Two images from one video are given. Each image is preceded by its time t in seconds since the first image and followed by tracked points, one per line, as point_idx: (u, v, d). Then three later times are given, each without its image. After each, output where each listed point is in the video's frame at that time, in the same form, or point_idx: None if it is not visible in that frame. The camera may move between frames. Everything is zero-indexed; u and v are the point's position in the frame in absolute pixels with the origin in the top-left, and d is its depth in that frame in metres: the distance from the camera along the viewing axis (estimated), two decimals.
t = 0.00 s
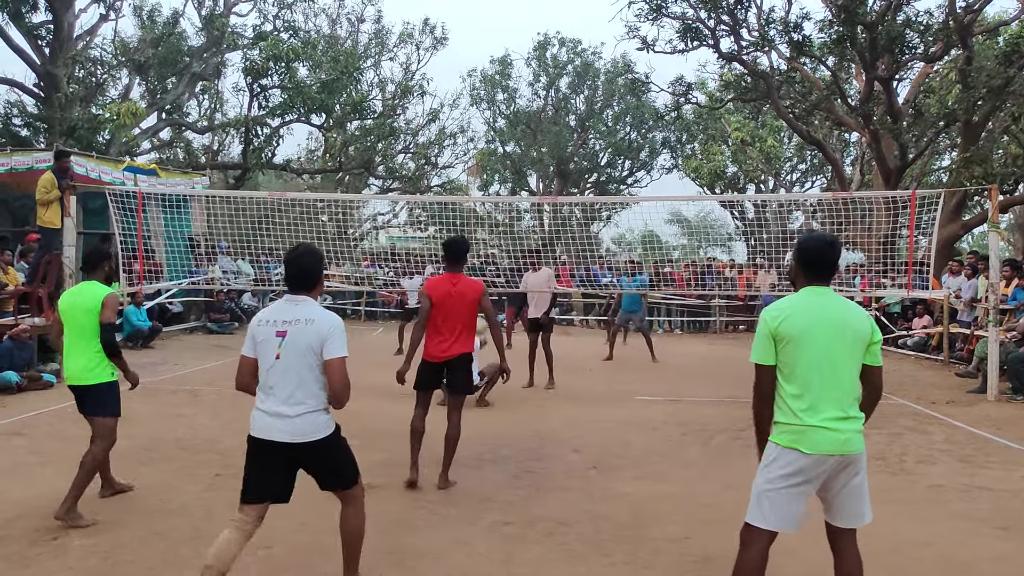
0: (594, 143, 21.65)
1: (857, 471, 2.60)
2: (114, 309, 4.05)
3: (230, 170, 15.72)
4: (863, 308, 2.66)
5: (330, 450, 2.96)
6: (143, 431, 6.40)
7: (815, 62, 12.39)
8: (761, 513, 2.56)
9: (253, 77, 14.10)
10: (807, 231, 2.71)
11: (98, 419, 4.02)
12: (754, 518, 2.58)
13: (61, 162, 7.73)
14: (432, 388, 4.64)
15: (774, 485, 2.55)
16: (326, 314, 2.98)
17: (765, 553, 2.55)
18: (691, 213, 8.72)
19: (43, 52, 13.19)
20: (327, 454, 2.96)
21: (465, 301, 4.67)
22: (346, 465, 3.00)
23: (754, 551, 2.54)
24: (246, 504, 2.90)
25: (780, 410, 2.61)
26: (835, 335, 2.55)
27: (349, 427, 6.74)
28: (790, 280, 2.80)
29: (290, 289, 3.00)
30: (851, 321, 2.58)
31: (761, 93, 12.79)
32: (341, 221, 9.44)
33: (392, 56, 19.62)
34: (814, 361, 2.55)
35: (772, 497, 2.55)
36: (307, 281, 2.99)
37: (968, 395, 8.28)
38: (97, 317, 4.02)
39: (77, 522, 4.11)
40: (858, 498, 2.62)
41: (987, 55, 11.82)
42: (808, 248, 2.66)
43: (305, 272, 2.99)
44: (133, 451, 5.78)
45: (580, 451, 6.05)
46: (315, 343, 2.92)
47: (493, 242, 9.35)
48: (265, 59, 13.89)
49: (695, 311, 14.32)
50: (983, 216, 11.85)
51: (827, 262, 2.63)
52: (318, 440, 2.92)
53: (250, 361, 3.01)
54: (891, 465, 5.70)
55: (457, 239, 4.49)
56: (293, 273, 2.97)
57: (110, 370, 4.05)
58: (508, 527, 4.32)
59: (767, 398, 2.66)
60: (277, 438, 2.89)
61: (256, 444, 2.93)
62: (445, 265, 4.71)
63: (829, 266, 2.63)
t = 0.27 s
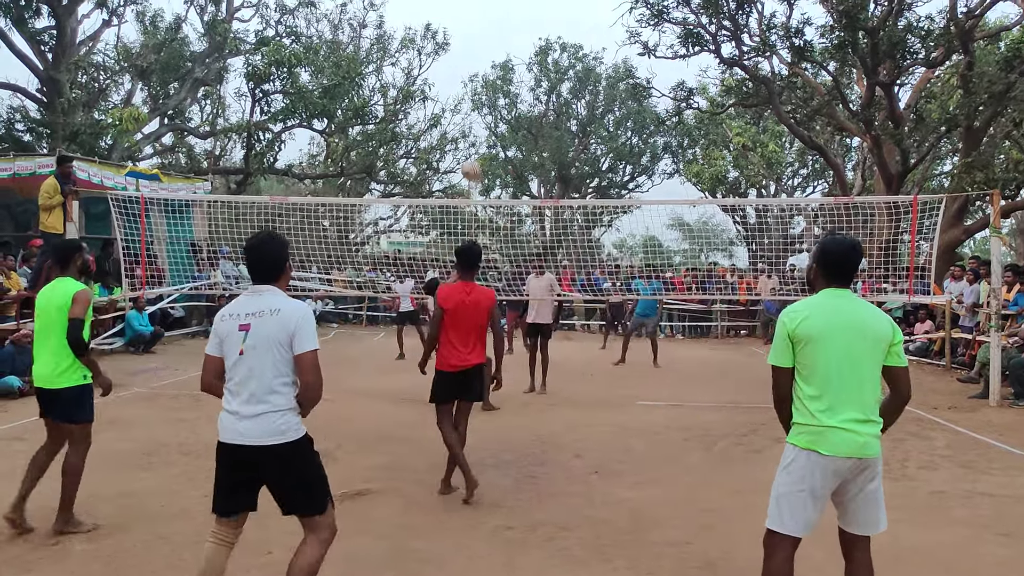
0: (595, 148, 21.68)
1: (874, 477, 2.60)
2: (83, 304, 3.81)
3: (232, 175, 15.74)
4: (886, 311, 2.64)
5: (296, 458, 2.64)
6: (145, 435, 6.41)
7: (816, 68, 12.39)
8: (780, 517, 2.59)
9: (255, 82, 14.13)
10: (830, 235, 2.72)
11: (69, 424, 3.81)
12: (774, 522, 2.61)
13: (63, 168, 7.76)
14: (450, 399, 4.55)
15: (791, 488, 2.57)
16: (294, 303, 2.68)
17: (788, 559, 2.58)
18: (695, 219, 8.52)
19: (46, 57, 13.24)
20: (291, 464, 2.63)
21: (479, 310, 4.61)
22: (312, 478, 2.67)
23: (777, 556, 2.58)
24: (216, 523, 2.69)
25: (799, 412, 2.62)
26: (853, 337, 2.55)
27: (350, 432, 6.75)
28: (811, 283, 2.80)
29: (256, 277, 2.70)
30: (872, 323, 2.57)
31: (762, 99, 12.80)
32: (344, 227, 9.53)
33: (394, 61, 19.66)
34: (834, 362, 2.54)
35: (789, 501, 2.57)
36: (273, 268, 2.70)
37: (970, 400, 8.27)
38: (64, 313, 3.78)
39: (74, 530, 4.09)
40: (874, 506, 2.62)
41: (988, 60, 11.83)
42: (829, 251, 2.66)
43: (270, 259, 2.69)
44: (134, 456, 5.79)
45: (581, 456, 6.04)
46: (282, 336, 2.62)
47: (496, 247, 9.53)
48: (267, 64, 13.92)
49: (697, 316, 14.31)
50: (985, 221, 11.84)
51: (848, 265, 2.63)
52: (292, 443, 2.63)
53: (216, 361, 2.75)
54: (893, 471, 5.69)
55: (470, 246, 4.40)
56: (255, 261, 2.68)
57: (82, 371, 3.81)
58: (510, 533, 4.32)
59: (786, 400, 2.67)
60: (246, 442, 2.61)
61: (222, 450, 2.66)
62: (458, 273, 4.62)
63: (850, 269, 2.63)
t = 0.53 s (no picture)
0: (597, 152, 21.69)
1: (875, 485, 2.60)
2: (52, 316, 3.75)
3: (234, 179, 15.76)
4: (889, 317, 2.64)
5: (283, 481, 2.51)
6: (148, 439, 6.41)
7: (819, 72, 12.40)
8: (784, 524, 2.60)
9: (259, 86, 14.16)
10: (841, 238, 2.69)
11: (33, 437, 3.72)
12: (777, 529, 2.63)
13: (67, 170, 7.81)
14: (482, 410, 4.47)
15: (794, 496, 2.57)
16: (282, 314, 2.54)
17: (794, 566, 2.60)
18: (695, 222, 8.64)
19: (50, 61, 13.28)
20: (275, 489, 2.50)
21: (501, 319, 4.60)
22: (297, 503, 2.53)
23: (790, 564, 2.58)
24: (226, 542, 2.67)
25: (801, 418, 2.63)
26: (859, 344, 2.55)
27: (353, 436, 6.75)
28: (817, 283, 2.78)
29: (248, 288, 2.60)
30: (877, 331, 2.57)
31: (765, 103, 12.81)
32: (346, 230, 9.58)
33: (397, 65, 19.69)
34: (838, 369, 2.54)
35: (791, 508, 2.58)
36: (264, 277, 2.59)
37: (973, 405, 8.26)
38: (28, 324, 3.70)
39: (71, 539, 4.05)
40: (875, 514, 2.62)
41: (991, 65, 11.83)
42: (839, 255, 2.63)
43: (262, 266, 2.59)
44: (136, 459, 5.79)
45: (583, 460, 6.04)
46: (269, 350, 2.49)
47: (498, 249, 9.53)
48: (270, 68, 13.94)
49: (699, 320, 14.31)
50: (988, 226, 11.83)
51: (857, 272, 2.61)
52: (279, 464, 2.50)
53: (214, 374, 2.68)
54: (895, 475, 5.69)
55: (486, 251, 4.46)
56: (247, 270, 2.57)
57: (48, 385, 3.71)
58: (511, 537, 4.32)
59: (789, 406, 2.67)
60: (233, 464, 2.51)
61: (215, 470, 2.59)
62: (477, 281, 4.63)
63: (858, 276, 2.62)
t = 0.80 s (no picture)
0: (601, 154, 21.69)
1: (871, 492, 2.59)
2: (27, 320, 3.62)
3: (238, 181, 15.79)
4: (883, 324, 2.65)
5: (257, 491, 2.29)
6: (152, 440, 6.43)
7: (823, 75, 12.38)
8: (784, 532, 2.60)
9: (263, 88, 14.19)
10: (835, 243, 2.69)
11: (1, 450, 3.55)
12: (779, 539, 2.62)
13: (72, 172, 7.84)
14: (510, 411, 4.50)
15: (791, 504, 2.57)
16: (233, 312, 2.28)
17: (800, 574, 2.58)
18: (699, 225, 8.60)
19: (55, 64, 13.33)
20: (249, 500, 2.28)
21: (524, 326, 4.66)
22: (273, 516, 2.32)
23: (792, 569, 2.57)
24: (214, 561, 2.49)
25: (795, 425, 2.62)
26: (854, 351, 2.55)
27: (356, 438, 6.76)
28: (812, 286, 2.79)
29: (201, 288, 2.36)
30: (871, 338, 2.58)
31: (768, 106, 12.79)
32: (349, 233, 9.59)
33: (401, 68, 19.72)
34: (833, 377, 2.55)
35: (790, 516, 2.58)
36: (223, 269, 2.31)
37: (977, 408, 8.24)
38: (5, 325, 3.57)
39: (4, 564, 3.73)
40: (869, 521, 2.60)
41: (995, 68, 11.81)
42: (835, 259, 2.64)
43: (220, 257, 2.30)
44: (141, 461, 5.81)
45: (588, 463, 6.04)
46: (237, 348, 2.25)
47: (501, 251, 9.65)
48: (274, 71, 13.98)
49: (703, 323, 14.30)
50: (992, 229, 11.81)
51: (852, 278, 2.62)
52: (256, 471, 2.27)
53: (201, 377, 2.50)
54: (899, 479, 5.68)
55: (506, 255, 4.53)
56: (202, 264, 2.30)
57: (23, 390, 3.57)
58: (515, 539, 4.32)
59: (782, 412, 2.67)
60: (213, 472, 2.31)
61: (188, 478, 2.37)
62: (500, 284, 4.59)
63: (852, 282, 2.62)
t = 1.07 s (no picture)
0: (605, 155, 21.69)
1: (870, 495, 2.58)
2: (9, 322, 3.52)
3: (242, 182, 15.81)
4: (878, 325, 2.66)
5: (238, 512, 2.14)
6: (156, 440, 6.44)
7: (826, 75, 12.37)
8: (786, 537, 2.58)
9: (267, 89, 14.21)
10: (826, 240, 2.69)
11: None
12: (783, 544, 2.61)
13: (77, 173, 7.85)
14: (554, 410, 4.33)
15: (792, 508, 2.56)
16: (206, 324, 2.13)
17: None
18: (703, 225, 8.63)
19: (60, 64, 13.38)
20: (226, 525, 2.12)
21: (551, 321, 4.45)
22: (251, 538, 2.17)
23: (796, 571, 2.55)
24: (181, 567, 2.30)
25: (792, 429, 2.62)
26: (849, 352, 2.56)
27: (360, 437, 6.76)
28: (805, 283, 2.79)
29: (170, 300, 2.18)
30: (866, 340, 2.59)
31: (772, 106, 12.78)
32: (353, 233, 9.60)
33: (404, 68, 19.73)
34: (830, 379, 2.55)
35: (793, 520, 2.56)
36: (188, 276, 2.15)
37: (982, 409, 8.22)
38: None
39: None
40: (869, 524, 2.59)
41: (1000, 68, 11.78)
42: (828, 257, 2.63)
43: (185, 261, 2.15)
44: (145, 460, 5.82)
45: (591, 463, 6.04)
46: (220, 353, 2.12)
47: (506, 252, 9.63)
48: (278, 71, 14.00)
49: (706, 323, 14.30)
50: (997, 229, 11.79)
51: (845, 277, 2.62)
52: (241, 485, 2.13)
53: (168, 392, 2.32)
54: (903, 479, 5.67)
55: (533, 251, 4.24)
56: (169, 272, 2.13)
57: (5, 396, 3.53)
58: (519, 539, 4.32)
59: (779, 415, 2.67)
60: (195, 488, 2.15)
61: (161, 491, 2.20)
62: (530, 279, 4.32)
63: (846, 282, 2.63)
